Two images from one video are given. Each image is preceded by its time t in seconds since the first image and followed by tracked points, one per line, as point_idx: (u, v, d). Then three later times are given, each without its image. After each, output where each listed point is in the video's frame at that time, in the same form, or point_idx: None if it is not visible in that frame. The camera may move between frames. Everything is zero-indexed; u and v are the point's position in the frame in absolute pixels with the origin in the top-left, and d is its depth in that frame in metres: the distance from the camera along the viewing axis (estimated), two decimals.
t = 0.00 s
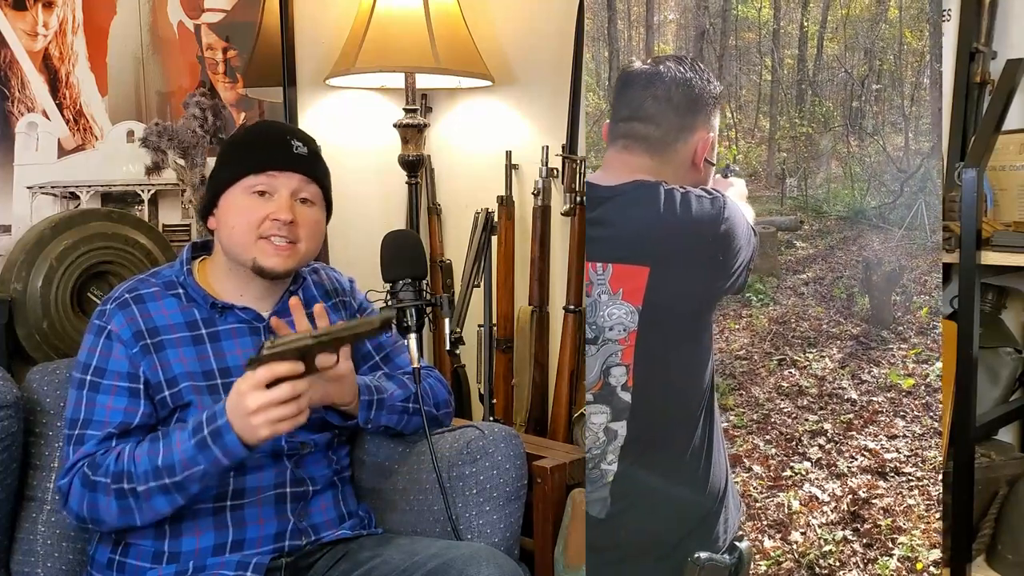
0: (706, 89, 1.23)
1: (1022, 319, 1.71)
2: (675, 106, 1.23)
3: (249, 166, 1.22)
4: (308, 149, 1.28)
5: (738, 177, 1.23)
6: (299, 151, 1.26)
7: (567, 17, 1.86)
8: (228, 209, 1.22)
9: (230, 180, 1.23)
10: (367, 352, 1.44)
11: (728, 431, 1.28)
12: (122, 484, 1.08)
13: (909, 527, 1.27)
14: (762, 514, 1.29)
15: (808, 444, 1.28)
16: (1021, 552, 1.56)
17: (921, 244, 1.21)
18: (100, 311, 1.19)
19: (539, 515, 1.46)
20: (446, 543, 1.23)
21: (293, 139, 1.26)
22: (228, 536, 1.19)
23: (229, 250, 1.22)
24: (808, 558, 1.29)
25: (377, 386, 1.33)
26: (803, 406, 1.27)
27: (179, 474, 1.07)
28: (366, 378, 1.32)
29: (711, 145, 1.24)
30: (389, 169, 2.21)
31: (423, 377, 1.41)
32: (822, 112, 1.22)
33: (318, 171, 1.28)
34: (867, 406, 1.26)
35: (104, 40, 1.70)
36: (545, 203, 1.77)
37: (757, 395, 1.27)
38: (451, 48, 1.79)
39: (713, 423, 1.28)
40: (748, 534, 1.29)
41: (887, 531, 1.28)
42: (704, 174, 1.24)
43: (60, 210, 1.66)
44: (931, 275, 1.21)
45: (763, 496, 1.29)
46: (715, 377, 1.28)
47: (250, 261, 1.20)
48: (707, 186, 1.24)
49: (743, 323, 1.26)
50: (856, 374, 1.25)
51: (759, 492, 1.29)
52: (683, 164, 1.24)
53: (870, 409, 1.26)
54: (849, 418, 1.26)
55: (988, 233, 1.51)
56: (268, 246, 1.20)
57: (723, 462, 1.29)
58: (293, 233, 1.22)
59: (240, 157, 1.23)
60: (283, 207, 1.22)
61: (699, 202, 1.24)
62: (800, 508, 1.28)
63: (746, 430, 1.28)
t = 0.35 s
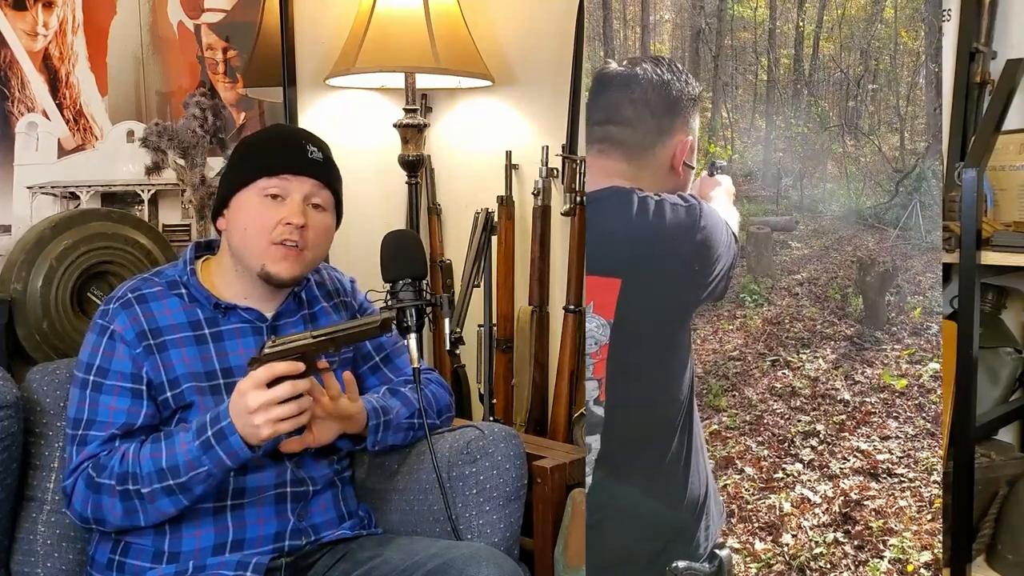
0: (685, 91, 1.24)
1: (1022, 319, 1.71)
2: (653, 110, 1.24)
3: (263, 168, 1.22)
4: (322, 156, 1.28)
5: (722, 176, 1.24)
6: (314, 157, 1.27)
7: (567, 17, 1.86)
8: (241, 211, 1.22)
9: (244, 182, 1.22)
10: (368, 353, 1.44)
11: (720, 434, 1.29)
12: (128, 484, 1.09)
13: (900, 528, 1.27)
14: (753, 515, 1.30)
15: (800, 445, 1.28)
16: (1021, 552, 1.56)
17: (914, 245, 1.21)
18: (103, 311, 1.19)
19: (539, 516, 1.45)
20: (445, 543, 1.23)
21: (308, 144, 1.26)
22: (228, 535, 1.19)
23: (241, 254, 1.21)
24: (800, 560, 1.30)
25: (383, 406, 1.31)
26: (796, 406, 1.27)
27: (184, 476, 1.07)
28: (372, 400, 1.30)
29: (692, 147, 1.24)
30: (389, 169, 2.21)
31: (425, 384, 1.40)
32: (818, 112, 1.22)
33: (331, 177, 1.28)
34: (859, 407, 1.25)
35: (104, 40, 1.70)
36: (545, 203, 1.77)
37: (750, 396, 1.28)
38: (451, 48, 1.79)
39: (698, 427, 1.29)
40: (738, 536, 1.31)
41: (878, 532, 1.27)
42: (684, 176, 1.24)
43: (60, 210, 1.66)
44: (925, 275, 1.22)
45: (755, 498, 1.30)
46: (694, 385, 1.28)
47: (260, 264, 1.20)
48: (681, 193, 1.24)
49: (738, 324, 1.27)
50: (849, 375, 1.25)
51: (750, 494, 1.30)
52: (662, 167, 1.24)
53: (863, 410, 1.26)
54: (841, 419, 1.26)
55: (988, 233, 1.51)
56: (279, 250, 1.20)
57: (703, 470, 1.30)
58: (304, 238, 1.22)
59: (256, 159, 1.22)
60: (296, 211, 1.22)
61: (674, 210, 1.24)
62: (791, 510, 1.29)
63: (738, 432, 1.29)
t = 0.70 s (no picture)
0: (674, 100, 1.27)
1: (1022, 319, 1.71)
2: (642, 118, 1.28)
3: (255, 171, 1.21)
4: (313, 154, 1.27)
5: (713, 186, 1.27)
6: (305, 156, 1.26)
7: (567, 17, 1.86)
8: (236, 214, 1.21)
9: (237, 187, 1.21)
10: (368, 352, 1.44)
11: (717, 436, 1.31)
12: (128, 476, 1.08)
13: (897, 532, 1.26)
14: (750, 518, 1.31)
15: (797, 447, 1.28)
16: (1021, 552, 1.56)
17: (914, 246, 1.20)
18: (103, 310, 1.19)
19: (539, 516, 1.45)
20: (446, 543, 1.23)
21: (298, 142, 1.25)
22: (228, 535, 1.18)
23: (240, 257, 1.21)
24: (796, 564, 1.30)
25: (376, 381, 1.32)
26: (793, 408, 1.27)
27: (182, 463, 1.07)
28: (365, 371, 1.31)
29: (680, 154, 1.27)
30: (389, 169, 2.21)
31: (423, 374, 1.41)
32: (817, 112, 1.22)
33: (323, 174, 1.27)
34: (857, 409, 1.25)
35: (104, 40, 1.70)
36: (545, 203, 1.77)
37: (748, 398, 1.29)
38: (451, 48, 1.79)
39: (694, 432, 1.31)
40: (735, 539, 1.32)
41: (874, 536, 1.27)
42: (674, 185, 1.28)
43: (60, 210, 1.66)
44: (924, 276, 1.20)
45: (751, 501, 1.31)
46: (684, 392, 1.31)
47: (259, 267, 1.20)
48: (672, 200, 1.28)
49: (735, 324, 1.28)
50: (847, 376, 1.25)
51: (747, 497, 1.31)
52: (651, 175, 1.28)
53: (861, 412, 1.25)
54: (838, 421, 1.26)
55: (989, 233, 1.51)
56: (278, 254, 1.20)
57: (695, 478, 1.32)
58: (302, 239, 1.22)
59: (247, 162, 1.21)
60: (291, 213, 1.21)
61: (664, 218, 1.28)
62: (787, 514, 1.29)
63: (736, 434, 1.30)
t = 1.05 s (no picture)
0: (673, 106, 1.28)
1: (1022, 319, 1.71)
2: (640, 124, 1.30)
3: (230, 177, 1.20)
4: (287, 148, 1.25)
5: (711, 189, 1.28)
6: (279, 152, 1.24)
7: (567, 17, 1.86)
8: (218, 223, 1.20)
9: (216, 196, 1.21)
10: (368, 354, 1.44)
11: (716, 438, 1.32)
12: (133, 493, 1.09)
13: (896, 535, 1.25)
14: (749, 521, 1.32)
15: (795, 449, 1.28)
16: (1021, 552, 1.56)
17: (913, 247, 1.18)
18: (100, 315, 1.19)
19: (539, 517, 1.46)
20: (445, 543, 1.23)
21: (268, 140, 1.23)
22: (227, 536, 1.19)
23: (228, 264, 1.20)
24: (794, 565, 1.31)
25: (385, 426, 1.32)
26: (792, 410, 1.27)
27: (189, 483, 1.08)
28: (374, 422, 1.31)
29: (677, 161, 1.29)
30: (389, 169, 2.21)
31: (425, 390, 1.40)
32: (816, 112, 1.21)
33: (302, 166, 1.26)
34: (856, 410, 1.24)
35: (105, 40, 1.70)
36: (545, 203, 1.77)
37: (746, 399, 1.30)
38: (451, 48, 1.79)
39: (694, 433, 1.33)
40: (734, 542, 1.34)
41: (873, 539, 1.26)
42: (672, 190, 1.30)
43: (60, 210, 1.66)
44: (924, 276, 1.18)
45: (750, 503, 1.32)
46: (682, 398, 1.34)
47: (249, 272, 1.19)
48: (668, 208, 1.30)
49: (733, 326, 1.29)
50: (846, 378, 1.24)
51: (745, 500, 1.32)
52: (648, 181, 1.30)
53: (859, 414, 1.24)
54: (837, 423, 1.25)
55: (989, 233, 1.51)
56: (265, 255, 1.19)
57: (693, 487, 1.34)
58: (287, 237, 1.21)
59: (221, 170, 1.20)
60: (273, 213, 1.20)
61: (661, 225, 1.29)
62: (785, 515, 1.30)
63: (734, 436, 1.31)
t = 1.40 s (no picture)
0: (674, 106, 1.28)
1: (1022, 319, 1.71)
2: (641, 123, 1.30)
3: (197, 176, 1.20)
4: (251, 140, 1.24)
5: (714, 188, 1.28)
6: (242, 145, 1.22)
7: (566, 17, 1.86)
8: (191, 224, 1.21)
9: (187, 197, 1.21)
10: (366, 354, 1.44)
11: (716, 437, 1.32)
12: (129, 504, 1.09)
13: (896, 535, 1.25)
14: (749, 521, 1.32)
15: (796, 448, 1.28)
16: (1021, 552, 1.56)
17: (914, 244, 1.19)
18: (91, 321, 1.19)
19: (540, 517, 1.46)
20: (445, 543, 1.23)
21: (229, 134, 1.22)
22: (226, 536, 1.19)
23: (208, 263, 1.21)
24: (794, 566, 1.31)
25: (388, 433, 1.30)
26: (792, 409, 1.27)
27: (186, 495, 1.08)
28: (376, 429, 1.29)
29: (678, 161, 1.29)
30: (389, 168, 2.23)
31: (425, 393, 1.40)
32: (817, 109, 1.21)
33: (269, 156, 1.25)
34: (856, 409, 1.24)
35: (105, 40, 1.70)
36: (545, 203, 1.77)
37: (746, 398, 1.30)
38: (451, 48, 1.79)
39: (695, 433, 1.33)
40: (733, 543, 1.34)
41: (873, 539, 1.26)
42: (673, 191, 1.30)
43: (60, 210, 1.66)
44: (924, 275, 1.19)
45: (750, 502, 1.32)
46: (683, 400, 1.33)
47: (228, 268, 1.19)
48: (668, 208, 1.29)
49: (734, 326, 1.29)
50: (846, 376, 1.24)
51: (745, 499, 1.32)
52: (648, 182, 1.30)
53: (859, 413, 1.24)
54: (838, 422, 1.25)
55: (989, 233, 1.51)
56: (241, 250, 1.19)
57: (693, 490, 1.34)
58: (259, 229, 1.21)
59: (188, 170, 1.20)
60: (242, 207, 1.20)
61: (661, 226, 1.29)
62: (785, 516, 1.30)
63: (734, 434, 1.31)
